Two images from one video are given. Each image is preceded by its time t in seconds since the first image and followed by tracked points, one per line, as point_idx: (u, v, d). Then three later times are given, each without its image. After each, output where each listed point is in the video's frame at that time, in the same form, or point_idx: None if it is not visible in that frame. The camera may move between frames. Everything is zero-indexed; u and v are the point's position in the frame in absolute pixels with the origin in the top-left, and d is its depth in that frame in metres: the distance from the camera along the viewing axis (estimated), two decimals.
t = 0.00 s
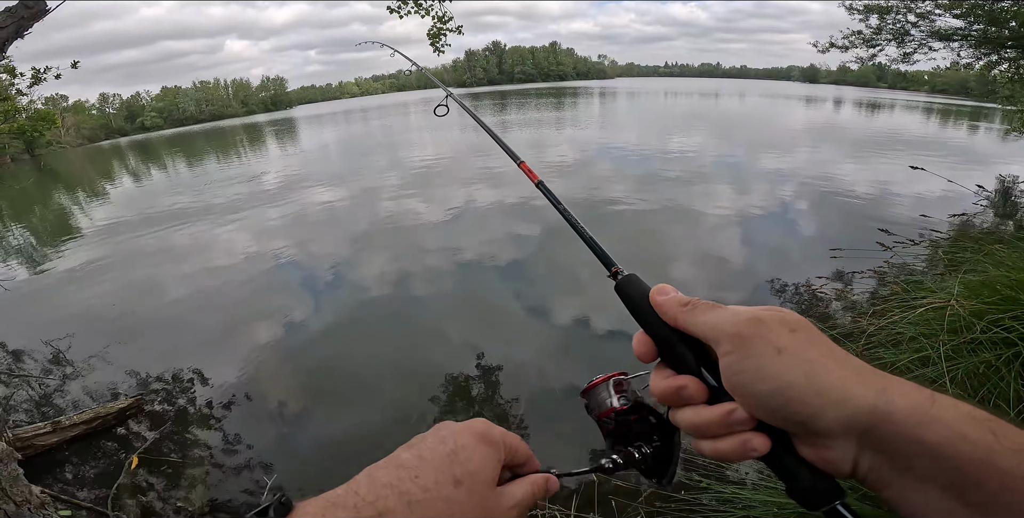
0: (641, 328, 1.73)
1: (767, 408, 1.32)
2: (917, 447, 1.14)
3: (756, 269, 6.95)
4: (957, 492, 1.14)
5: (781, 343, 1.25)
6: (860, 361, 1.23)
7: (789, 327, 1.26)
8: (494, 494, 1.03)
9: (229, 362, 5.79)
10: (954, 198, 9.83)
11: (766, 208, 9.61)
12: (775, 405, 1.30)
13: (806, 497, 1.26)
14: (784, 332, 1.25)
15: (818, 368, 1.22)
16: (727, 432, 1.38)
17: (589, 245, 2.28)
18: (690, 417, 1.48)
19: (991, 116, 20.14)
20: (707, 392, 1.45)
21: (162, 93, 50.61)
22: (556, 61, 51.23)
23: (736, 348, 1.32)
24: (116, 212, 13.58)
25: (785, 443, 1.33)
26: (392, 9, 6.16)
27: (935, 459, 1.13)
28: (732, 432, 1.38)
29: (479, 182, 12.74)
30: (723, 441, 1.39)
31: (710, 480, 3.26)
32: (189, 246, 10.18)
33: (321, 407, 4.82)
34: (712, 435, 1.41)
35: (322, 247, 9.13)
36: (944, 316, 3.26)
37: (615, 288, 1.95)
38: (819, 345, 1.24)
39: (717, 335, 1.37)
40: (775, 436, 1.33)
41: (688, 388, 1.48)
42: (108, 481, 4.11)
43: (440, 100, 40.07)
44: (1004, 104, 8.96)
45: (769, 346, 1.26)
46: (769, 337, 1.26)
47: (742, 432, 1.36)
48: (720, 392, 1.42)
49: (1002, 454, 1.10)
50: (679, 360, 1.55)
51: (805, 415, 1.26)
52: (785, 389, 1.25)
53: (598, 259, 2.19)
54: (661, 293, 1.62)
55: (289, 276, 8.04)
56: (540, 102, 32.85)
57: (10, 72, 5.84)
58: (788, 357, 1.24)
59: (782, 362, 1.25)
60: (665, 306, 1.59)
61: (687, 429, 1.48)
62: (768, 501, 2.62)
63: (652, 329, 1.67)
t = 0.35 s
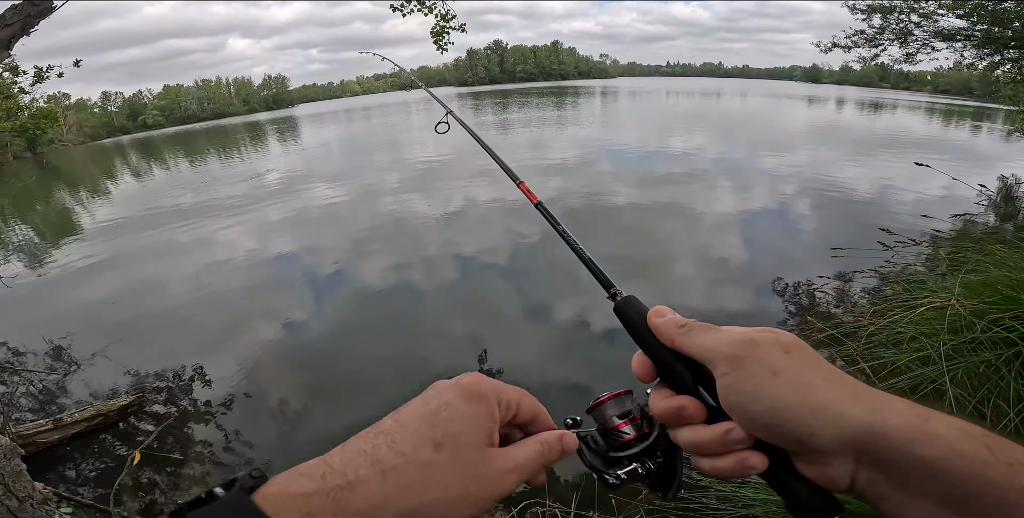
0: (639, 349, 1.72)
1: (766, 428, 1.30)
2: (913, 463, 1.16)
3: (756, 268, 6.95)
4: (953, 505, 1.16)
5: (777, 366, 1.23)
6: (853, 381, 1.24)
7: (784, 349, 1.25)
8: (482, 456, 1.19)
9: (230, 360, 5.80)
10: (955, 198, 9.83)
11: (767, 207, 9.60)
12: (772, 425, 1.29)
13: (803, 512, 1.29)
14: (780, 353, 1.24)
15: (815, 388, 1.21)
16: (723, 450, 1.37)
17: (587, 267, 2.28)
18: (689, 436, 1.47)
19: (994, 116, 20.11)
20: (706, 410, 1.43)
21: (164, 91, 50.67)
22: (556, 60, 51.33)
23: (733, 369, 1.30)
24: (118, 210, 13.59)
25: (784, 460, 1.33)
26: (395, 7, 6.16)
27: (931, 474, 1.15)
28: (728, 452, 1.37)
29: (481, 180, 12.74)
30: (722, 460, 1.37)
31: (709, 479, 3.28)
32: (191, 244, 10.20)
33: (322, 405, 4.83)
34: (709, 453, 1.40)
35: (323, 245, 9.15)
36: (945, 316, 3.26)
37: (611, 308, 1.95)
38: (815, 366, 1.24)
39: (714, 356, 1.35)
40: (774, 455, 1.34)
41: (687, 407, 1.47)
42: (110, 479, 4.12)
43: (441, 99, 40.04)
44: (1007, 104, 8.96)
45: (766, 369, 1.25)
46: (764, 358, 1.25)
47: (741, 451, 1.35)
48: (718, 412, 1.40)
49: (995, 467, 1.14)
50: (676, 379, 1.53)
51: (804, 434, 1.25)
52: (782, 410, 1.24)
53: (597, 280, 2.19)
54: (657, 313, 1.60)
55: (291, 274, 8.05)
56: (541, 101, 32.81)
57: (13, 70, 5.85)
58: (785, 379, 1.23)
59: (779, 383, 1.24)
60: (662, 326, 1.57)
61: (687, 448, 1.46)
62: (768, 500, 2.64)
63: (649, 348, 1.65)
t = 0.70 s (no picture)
0: (646, 341, 1.73)
1: (769, 419, 1.33)
2: (913, 456, 1.17)
3: (757, 267, 6.95)
4: (957, 502, 1.15)
5: (782, 356, 1.28)
6: (857, 376, 1.27)
7: (790, 341, 1.30)
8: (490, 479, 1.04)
9: (229, 358, 5.81)
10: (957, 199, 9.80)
11: (768, 207, 9.59)
12: (777, 415, 1.32)
13: (804, 508, 1.27)
14: (786, 344, 1.29)
15: (820, 379, 1.25)
16: (727, 443, 1.38)
17: (597, 262, 2.29)
18: (692, 428, 1.48)
19: (997, 117, 20.04)
20: (710, 404, 1.45)
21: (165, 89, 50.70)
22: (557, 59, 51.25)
23: (740, 361, 1.34)
24: (119, 207, 13.61)
25: (787, 454, 1.33)
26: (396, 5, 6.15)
27: (933, 468, 1.16)
28: (732, 444, 1.37)
29: (481, 179, 12.74)
30: (726, 452, 1.38)
31: (708, 478, 3.28)
32: (192, 241, 10.21)
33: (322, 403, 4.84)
34: (713, 445, 1.41)
35: (324, 242, 9.16)
36: (946, 317, 3.27)
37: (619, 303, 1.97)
38: (820, 357, 1.28)
39: (720, 349, 1.39)
40: (778, 448, 1.34)
41: (692, 400, 1.48)
42: (109, 475, 4.14)
43: (442, 97, 39.99)
44: (1009, 105, 8.95)
45: (772, 358, 1.29)
46: (771, 350, 1.30)
47: (744, 443, 1.35)
48: (722, 405, 1.43)
49: (999, 464, 1.13)
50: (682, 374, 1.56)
51: (807, 425, 1.27)
52: (786, 400, 1.28)
53: (608, 275, 2.18)
54: (666, 308, 1.62)
55: (291, 271, 8.06)
56: (543, 100, 32.76)
57: (15, 67, 5.85)
58: (791, 369, 1.27)
59: (783, 373, 1.28)
60: (670, 321, 1.59)
61: (691, 440, 1.47)
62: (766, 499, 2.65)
63: (656, 344, 1.67)
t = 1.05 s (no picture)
0: (648, 366, 1.64)
1: (778, 445, 1.24)
2: (929, 480, 1.09)
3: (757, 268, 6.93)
4: None
5: (791, 382, 1.17)
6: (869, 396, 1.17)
7: (800, 367, 1.18)
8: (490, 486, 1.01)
9: (227, 356, 5.79)
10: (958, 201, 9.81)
11: (768, 208, 9.58)
12: (785, 440, 1.22)
13: None
14: (795, 370, 1.18)
15: (833, 407, 1.13)
16: (734, 467, 1.31)
17: (597, 286, 2.24)
18: (697, 452, 1.39)
19: (999, 119, 20.05)
20: (716, 429, 1.36)
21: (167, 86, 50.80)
22: (559, 59, 51.27)
23: (747, 386, 1.23)
24: (120, 204, 13.62)
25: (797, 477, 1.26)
26: (397, 3, 6.13)
27: (951, 492, 1.08)
28: (739, 469, 1.30)
29: (482, 177, 12.74)
30: (733, 477, 1.31)
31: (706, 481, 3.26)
32: (192, 238, 10.21)
33: (321, 403, 4.82)
34: (719, 470, 1.33)
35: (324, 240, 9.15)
36: (947, 319, 3.25)
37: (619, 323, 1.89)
38: (832, 381, 1.17)
39: (724, 373, 1.28)
40: (788, 473, 1.27)
41: (697, 425, 1.39)
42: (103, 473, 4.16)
43: (444, 96, 40.00)
44: (1011, 107, 8.95)
45: (781, 385, 1.18)
46: (778, 375, 1.19)
47: (751, 469, 1.28)
48: (729, 430, 1.34)
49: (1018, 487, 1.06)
50: (685, 396, 1.47)
51: (818, 451, 1.18)
52: (796, 426, 1.18)
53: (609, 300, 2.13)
54: (668, 331, 1.51)
55: (290, 269, 8.05)
56: (544, 99, 32.78)
57: (16, 63, 5.85)
58: (799, 397, 1.16)
59: (794, 401, 1.17)
60: (671, 341, 1.49)
61: (696, 465, 1.39)
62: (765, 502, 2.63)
63: (659, 365, 1.58)
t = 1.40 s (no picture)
0: (651, 377, 1.60)
1: (779, 459, 1.21)
2: (933, 494, 1.06)
3: (756, 269, 6.92)
4: None
5: (791, 397, 1.16)
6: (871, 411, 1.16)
7: (802, 381, 1.17)
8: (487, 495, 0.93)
9: (225, 354, 5.78)
10: (958, 202, 9.83)
11: (768, 209, 9.58)
12: (787, 455, 1.20)
13: None
14: (797, 384, 1.16)
15: (835, 421, 1.12)
16: (737, 480, 1.27)
17: (603, 299, 2.22)
18: (701, 466, 1.35)
19: (1000, 122, 20.09)
20: (719, 441, 1.33)
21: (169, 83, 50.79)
22: (560, 58, 51.43)
23: (749, 399, 1.22)
24: (121, 201, 13.64)
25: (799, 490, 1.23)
26: (400, 2, 6.11)
27: (955, 508, 1.04)
28: (742, 482, 1.27)
29: (483, 176, 12.75)
30: (735, 489, 1.28)
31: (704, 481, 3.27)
32: (193, 236, 10.22)
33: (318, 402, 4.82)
34: (721, 480, 1.30)
35: (325, 238, 9.16)
36: (946, 321, 3.25)
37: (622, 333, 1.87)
38: (833, 396, 1.16)
39: (726, 386, 1.26)
40: (789, 485, 1.24)
41: (702, 437, 1.34)
42: (100, 470, 4.16)
43: (446, 94, 40.03)
44: (1012, 109, 8.96)
45: (783, 399, 1.17)
46: (779, 389, 1.17)
47: (754, 481, 1.25)
48: (733, 442, 1.30)
49: None
50: (688, 409, 1.43)
51: (819, 466, 1.15)
52: (797, 441, 1.16)
53: (612, 311, 2.11)
54: (671, 345, 1.49)
55: (291, 266, 8.06)
56: (546, 98, 32.82)
57: (19, 60, 5.85)
58: (799, 410, 1.15)
59: (795, 415, 1.15)
60: (676, 355, 1.45)
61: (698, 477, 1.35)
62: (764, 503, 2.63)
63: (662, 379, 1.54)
